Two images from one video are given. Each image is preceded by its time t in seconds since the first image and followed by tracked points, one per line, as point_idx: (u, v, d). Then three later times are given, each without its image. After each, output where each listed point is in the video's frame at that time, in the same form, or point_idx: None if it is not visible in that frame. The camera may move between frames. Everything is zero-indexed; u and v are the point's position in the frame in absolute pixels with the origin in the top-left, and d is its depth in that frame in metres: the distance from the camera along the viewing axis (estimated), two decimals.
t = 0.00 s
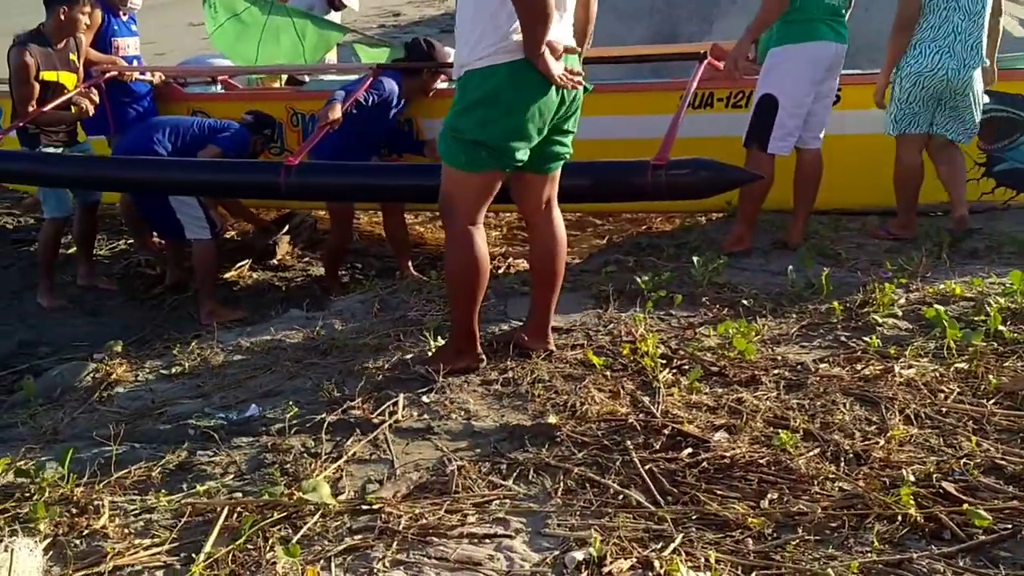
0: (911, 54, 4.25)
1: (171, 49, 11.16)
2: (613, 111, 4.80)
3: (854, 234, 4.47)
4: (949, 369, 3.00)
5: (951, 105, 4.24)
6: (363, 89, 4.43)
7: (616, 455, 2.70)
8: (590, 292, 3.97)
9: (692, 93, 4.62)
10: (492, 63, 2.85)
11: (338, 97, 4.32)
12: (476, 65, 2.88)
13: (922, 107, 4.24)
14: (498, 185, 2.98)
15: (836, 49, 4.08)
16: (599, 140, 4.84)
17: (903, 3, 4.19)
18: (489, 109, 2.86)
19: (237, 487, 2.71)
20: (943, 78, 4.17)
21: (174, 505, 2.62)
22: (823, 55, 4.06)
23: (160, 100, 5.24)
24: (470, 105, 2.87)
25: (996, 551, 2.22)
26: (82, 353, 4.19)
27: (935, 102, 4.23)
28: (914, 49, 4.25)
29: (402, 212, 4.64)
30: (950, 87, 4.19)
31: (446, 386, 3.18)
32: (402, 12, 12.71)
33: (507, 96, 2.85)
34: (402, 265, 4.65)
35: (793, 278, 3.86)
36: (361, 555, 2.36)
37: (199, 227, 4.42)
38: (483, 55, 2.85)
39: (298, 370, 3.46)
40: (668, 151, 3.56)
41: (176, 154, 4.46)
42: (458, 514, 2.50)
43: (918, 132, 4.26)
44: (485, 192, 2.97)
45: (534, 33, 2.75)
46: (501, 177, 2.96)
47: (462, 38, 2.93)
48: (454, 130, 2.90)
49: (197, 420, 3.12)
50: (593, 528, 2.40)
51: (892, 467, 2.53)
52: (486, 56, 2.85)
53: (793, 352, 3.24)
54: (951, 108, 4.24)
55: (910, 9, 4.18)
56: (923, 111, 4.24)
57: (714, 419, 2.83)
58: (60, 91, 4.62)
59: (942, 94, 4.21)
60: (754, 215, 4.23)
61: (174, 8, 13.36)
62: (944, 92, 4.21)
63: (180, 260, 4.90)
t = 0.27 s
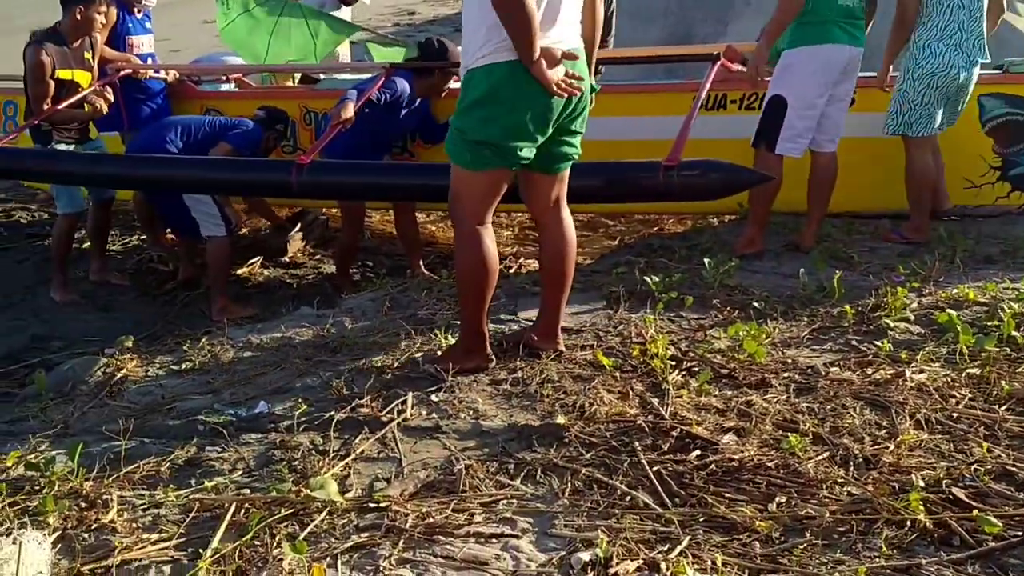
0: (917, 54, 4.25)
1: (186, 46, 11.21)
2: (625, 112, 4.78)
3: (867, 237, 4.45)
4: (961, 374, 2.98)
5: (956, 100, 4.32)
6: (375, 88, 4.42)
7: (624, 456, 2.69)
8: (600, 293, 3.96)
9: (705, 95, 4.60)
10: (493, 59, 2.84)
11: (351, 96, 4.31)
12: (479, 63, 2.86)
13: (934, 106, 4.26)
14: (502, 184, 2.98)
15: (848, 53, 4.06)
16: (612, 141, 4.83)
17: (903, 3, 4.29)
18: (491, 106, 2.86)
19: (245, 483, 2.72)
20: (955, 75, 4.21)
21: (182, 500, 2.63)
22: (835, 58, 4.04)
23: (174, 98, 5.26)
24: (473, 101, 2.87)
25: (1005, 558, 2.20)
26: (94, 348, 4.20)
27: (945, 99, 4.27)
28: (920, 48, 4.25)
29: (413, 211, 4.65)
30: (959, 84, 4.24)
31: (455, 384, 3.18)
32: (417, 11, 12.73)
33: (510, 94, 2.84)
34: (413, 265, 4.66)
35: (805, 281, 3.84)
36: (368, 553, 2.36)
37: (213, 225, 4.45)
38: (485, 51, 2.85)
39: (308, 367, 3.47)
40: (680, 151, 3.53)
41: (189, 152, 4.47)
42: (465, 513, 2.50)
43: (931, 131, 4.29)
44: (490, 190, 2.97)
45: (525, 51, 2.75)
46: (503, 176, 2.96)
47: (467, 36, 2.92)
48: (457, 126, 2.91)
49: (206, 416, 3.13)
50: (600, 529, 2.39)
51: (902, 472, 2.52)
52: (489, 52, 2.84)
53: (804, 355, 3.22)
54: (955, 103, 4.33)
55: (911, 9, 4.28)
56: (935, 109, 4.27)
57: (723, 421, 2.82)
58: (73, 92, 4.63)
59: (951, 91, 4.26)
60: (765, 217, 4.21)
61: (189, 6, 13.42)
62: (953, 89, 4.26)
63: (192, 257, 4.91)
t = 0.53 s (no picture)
0: (938, 48, 4.23)
1: (201, 41, 11.26)
2: (638, 110, 4.78)
3: (880, 237, 4.43)
4: (973, 375, 2.98)
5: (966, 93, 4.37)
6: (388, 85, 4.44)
7: (633, 453, 2.70)
8: (612, 290, 3.96)
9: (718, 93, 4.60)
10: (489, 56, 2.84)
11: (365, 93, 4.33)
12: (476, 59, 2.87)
13: (954, 100, 4.28)
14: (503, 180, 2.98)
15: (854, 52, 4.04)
16: (626, 140, 4.83)
17: None
18: (487, 105, 2.86)
19: (256, 475, 2.73)
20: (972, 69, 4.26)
21: (193, 491, 2.65)
22: (840, 56, 4.03)
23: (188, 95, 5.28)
24: (470, 99, 2.88)
25: (1015, 559, 2.20)
26: (107, 339, 4.23)
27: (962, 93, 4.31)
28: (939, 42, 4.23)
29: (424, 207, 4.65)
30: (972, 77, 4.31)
31: (466, 380, 3.19)
32: (431, 8, 12.74)
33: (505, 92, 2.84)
34: (425, 262, 4.66)
35: (817, 281, 3.84)
36: (377, 546, 2.37)
37: (227, 219, 4.46)
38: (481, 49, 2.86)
39: (319, 361, 3.48)
40: (692, 145, 3.52)
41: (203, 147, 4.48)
42: (474, 508, 2.50)
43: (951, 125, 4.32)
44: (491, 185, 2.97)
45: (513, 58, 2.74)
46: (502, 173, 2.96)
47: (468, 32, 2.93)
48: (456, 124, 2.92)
49: (218, 408, 3.14)
50: (609, 526, 2.39)
51: (912, 472, 2.51)
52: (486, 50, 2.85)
53: (815, 354, 3.22)
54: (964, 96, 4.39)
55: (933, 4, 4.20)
56: (954, 103, 4.29)
57: (733, 420, 2.82)
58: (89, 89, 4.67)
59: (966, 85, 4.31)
60: (777, 216, 4.20)
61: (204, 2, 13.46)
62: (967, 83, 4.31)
63: (206, 250, 4.94)
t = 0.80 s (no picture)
0: (959, 37, 4.26)
1: (212, 36, 11.29)
2: (648, 107, 4.78)
3: (891, 236, 4.42)
4: (983, 375, 2.96)
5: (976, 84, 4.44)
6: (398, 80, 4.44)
7: (640, 449, 2.69)
8: (620, 287, 3.96)
9: (728, 91, 4.59)
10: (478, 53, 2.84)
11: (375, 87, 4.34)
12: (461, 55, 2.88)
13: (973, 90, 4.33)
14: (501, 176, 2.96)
15: (853, 50, 4.02)
16: (636, 137, 4.83)
17: None
18: (478, 101, 2.86)
19: (263, 468, 2.74)
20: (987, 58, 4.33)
21: (201, 484, 2.66)
22: (839, 55, 4.01)
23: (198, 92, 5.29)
24: (463, 95, 2.89)
25: None
26: (117, 332, 4.25)
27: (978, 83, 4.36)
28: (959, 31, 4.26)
29: (433, 203, 4.66)
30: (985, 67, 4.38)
31: (474, 375, 3.19)
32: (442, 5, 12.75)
33: (494, 88, 2.83)
34: (434, 258, 4.65)
35: (827, 279, 3.82)
36: (384, 540, 2.37)
37: (237, 214, 4.47)
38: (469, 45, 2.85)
39: (328, 356, 3.49)
40: (702, 138, 3.50)
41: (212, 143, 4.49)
42: (481, 503, 2.50)
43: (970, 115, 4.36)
44: (490, 181, 2.96)
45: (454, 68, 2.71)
46: (498, 169, 2.94)
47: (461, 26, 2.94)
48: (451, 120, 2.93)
49: (226, 401, 3.15)
50: (616, 522, 2.39)
51: (921, 470, 2.51)
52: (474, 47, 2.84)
53: (824, 353, 3.21)
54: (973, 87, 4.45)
55: None
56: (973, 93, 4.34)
57: (741, 417, 2.81)
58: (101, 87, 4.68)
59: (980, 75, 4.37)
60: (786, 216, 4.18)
61: None
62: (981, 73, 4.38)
63: (215, 245, 4.95)
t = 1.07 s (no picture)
0: (975, 31, 4.30)
1: (220, 34, 11.33)
2: (655, 107, 4.78)
3: (899, 238, 4.41)
4: (990, 376, 2.96)
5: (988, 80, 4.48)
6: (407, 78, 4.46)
7: (647, 449, 2.70)
8: (627, 287, 3.96)
9: (735, 90, 4.58)
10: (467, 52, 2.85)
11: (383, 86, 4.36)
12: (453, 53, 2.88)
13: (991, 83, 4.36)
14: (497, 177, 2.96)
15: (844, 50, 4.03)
16: (641, 137, 4.83)
17: None
18: (469, 101, 2.87)
19: (270, 465, 2.74)
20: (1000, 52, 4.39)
21: (208, 481, 2.66)
22: (830, 55, 4.02)
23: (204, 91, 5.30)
24: (455, 95, 2.89)
25: None
26: (125, 329, 4.26)
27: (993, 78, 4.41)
28: (973, 25, 4.30)
29: (440, 201, 4.67)
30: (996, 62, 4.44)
31: (480, 373, 3.20)
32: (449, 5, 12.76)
33: (484, 89, 2.84)
34: (442, 257, 4.65)
35: (835, 280, 3.82)
36: (390, 538, 2.37)
37: (245, 211, 4.50)
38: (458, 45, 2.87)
39: (334, 353, 3.50)
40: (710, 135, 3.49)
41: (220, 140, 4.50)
42: (487, 501, 2.51)
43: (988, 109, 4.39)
44: (487, 182, 2.96)
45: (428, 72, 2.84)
46: (492, 170, 2.94)
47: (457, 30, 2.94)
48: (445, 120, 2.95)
49: (233, 399, 3.16)
50: (622, 521, 2.39)
51: (928, 472, 2.50)
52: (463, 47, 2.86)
53: (831, 353, 3.21)
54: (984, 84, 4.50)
55: None
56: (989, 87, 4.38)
57: (748, 417, 2.81)
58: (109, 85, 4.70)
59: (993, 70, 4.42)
60: (793, 217, 4.16)
61: None
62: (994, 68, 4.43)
63: (222, 242, 4.96)
